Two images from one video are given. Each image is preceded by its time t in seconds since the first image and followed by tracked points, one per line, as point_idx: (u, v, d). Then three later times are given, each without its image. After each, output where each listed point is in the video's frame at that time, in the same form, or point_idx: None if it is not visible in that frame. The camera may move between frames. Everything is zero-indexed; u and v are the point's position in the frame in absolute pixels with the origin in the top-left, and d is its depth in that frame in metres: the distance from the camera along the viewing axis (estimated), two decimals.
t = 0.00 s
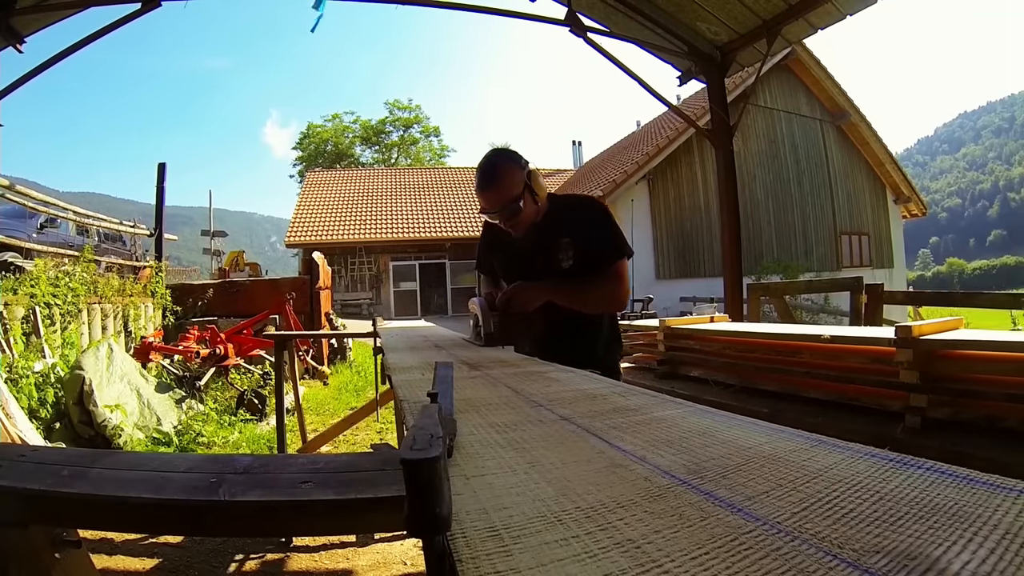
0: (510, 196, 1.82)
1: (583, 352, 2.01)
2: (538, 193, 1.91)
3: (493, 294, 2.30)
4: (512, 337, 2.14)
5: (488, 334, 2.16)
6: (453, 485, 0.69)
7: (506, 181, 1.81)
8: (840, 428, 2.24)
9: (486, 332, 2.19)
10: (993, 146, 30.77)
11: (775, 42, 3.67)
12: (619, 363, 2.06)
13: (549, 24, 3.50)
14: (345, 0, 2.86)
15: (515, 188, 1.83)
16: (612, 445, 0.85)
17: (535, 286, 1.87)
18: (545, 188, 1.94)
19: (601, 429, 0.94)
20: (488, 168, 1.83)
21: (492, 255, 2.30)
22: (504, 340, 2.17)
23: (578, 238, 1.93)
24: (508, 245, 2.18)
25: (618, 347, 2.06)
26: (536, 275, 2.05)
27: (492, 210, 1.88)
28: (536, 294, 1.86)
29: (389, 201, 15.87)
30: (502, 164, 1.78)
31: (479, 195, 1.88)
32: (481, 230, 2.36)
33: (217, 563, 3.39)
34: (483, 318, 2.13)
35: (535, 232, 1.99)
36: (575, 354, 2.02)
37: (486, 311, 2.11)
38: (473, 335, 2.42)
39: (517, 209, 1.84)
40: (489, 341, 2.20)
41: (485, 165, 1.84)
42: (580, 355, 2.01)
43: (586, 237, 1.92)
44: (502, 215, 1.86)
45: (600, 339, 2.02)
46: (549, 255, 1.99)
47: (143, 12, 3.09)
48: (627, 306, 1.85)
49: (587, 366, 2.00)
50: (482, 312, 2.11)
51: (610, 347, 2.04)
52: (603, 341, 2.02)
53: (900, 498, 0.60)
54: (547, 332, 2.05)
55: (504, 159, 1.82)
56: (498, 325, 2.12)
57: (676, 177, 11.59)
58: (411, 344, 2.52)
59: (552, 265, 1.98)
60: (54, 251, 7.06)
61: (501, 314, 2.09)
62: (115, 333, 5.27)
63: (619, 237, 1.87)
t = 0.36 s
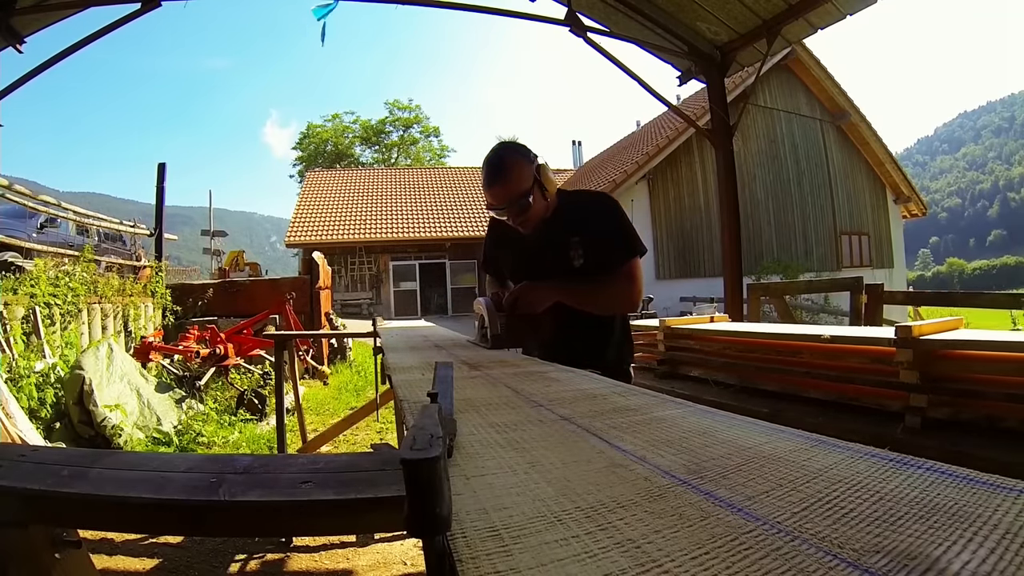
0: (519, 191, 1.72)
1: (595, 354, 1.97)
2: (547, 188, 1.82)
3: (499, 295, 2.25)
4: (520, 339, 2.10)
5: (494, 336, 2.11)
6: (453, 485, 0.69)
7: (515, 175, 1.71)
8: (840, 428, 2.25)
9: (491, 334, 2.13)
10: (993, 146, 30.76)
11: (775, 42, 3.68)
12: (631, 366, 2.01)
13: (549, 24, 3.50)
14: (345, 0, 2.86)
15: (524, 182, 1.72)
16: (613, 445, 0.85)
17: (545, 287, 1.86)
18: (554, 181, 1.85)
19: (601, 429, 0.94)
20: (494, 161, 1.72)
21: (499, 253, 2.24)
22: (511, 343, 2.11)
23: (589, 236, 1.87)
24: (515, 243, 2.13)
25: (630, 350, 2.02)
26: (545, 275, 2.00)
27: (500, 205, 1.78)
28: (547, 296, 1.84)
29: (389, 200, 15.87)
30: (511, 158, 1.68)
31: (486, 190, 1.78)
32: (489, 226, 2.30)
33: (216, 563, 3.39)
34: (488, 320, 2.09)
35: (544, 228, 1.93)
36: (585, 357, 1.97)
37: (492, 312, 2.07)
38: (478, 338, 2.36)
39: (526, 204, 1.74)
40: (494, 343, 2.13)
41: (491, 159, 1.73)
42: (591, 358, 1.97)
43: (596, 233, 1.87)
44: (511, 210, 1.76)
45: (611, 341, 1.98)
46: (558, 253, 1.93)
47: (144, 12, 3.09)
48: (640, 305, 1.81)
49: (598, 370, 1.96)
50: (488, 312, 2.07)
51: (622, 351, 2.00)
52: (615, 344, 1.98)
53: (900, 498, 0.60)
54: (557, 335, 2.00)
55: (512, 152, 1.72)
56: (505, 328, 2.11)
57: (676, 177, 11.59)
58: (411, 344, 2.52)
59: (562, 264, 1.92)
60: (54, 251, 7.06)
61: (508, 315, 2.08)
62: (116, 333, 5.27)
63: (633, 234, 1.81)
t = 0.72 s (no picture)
0: (529, 184, 1.70)
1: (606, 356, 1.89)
2: (559, 181, 1.79)
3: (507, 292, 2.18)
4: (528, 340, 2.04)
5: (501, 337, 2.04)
6: (453, 485, 0.69)
7: (526, 168, 1.68)
8: (839, 428, 2.25)
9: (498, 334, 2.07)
10: (993, 147, 30.72)
11: (775, 42, 3.68)
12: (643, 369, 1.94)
13: (549, 24, 3.50)
14: (345, 0, 2.86)
15: (536, 175, 1.70)
16: (612, 445, 0.85)
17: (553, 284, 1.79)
18: (566, 175, 1.81)
19: (601, 429, 0.94)
20: (505, 153, 1.70)
21: (509, 249, 2.18)
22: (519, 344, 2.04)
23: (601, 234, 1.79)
24: (526, 238, 2.07)
25: (643, 352, 1.95)
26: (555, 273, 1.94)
27: (510, 199, 1.75)
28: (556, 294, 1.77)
29: (389, 200, 15.88)
30: (523, 150, 1.66)
31: (495, 183, 1.75)
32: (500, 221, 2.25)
33: (216, 563, 3.39)
34: (495, 319, 2.02)
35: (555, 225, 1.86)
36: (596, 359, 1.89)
37: (498, 312, 2.01)
38: (482, 338, 2.29)
39: (536, 198, 1.72)
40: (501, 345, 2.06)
41: (502, 151, 1.70)
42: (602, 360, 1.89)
43: (609, 230, 1.79)
44: (521, 204, 1.73)
45: (625, 343, 1.91)
46: (569, 250, 1.87)
47: (144, 12, 3.09)
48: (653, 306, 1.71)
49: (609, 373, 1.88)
50: (494, 312, 2.01)
51: (635, 352, 1.93)
52: (629, 346, 1.91)
53: (900, 498, 0.60)
54: (566, 336, 1.92)
55: (523, 144, 1.69)
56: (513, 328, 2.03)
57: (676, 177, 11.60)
58: (411, 344, 2.52)
59: (573, 262, 1.86)
60: (54, 251, 7.07)
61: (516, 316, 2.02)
62: (115, 333, 5.27)
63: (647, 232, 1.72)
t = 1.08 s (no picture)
0: (540, 177, 1.66)
1: (614, 358, 1.87)
2: (568, 177, 1.77)
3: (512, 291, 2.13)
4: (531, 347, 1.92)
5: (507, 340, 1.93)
6: (453, 484, 0.69)
7: (536, 161, 1.64)
8: (840, 428, 2.25)
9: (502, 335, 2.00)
10: (993, 146, 30.66)
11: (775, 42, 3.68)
12: (650, 369, 1.93)
13: (549, 24, 3.50)
14: None
15: (546, 169, 1.66)
16: (613, 445, 0.85)
17: (561, 280, 1.77)
18: (574, 171, 1.79)
19: (601, 429, 0.94)
20: (514, 146, 1.66)
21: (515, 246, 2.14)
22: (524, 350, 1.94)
23: (609, 230, 1.78)
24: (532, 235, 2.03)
25: (648, 352, 1.95)
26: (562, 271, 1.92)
27: (518, 194, 1.70)
28: (564, 293, 1.75)
29: (389, 200, 15.88)
30: (533, 143, 1.63)
31: (502, 177, 1.70)
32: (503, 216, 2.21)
33: (217, 563, 3.39)
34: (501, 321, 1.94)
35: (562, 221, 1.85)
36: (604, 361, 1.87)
37: (505, 314, 1.92)
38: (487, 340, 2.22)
39: (547, 192, 1.68)
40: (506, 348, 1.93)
41: (510, 144, 1.67)
42: (610, 362, 1.86)
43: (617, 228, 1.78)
44: (530, 199, 1.69)
45: (633, 342, 1.89)
46: (578, 248, 1.85)
47: (144, 11, 3.09)
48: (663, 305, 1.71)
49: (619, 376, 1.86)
50: (500, 314, 1.93)
51: (643, 354, 1.92)
52: (637, 348, 1.90)
53: (900, 498, 0.60)
54: (574, 336, 1.89)
55: (532, 137, 1.66)
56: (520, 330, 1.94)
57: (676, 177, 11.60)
58: (411, 344, 2.52)
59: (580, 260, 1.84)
60: (54, 251, 7.07)
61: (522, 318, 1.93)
62: (115, 333, 5.27)
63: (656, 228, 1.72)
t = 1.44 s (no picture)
0: (546, 172, 1.61)
1: (624, 361, 1.82)
2: (574, 172, 1.73)
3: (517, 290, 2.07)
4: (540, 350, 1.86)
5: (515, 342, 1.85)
6: (453, 485, 0.69)
7: (543, 155, 1.60)
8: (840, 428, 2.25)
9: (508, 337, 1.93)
10: (994, 147, 30.59)
11: (775, 42, 3.68)
12: (658, 374, 1.89)
13: (549, 25, 3.50)
14: None
15: (552, 163, 1.62)
16: (613, 445, 0.85)
17: (571, 279, 1.74)
18: (582, 166, 1.76)
19: (601, 429, 0.94)
20: (520, 138, 1.61)
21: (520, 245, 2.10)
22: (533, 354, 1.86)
23: (619, 228, 1.76)
24: (537, 233, 1.99)
25: (657, 356, 1.90)
26: (570, 270, 1.88)
27: (522, 188, 1.66)
28: (574, 292, 1.72)
29: (389, 200, 15.89)
30: (538, 135, 1.58)
31: (506, 171, 1.66)
32: (506, 215, 2.17)
33: (216, 563, 3.39)
34: (508, 322, 1.87)
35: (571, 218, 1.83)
36: (613, 364, 1.82)
37: (512, 314, 1.84)
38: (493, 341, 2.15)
39: (553, 187, 1.63)
40: (513, 351, 1.86)
41: (516, 137, 1.62)
42: (620, 365, 1.81)
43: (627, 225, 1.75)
44: (535, 194, 1.64)
45: (643, 344, 1.84)
46: (585, 247, 1.83)
47: (144, 11, 3.08)
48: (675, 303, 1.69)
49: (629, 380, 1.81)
50: (506, 314, 1.87)
51: (651, 358, 1.88)
52: (646, 351, 1.85)
53: (900, 498, 0.60)
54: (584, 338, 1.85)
55: (538, 130, 1.62)
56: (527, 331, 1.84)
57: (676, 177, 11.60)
58: (411, 344, 2.52)
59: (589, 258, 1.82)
60: (54, 251, 7.06)
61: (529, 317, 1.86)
62: (115, 333, 5.27)
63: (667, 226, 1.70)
